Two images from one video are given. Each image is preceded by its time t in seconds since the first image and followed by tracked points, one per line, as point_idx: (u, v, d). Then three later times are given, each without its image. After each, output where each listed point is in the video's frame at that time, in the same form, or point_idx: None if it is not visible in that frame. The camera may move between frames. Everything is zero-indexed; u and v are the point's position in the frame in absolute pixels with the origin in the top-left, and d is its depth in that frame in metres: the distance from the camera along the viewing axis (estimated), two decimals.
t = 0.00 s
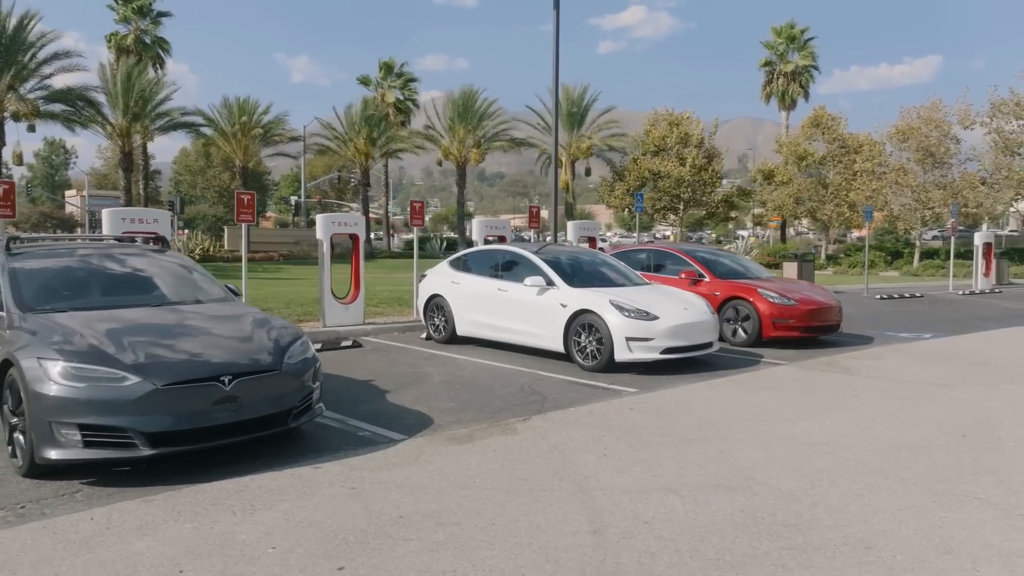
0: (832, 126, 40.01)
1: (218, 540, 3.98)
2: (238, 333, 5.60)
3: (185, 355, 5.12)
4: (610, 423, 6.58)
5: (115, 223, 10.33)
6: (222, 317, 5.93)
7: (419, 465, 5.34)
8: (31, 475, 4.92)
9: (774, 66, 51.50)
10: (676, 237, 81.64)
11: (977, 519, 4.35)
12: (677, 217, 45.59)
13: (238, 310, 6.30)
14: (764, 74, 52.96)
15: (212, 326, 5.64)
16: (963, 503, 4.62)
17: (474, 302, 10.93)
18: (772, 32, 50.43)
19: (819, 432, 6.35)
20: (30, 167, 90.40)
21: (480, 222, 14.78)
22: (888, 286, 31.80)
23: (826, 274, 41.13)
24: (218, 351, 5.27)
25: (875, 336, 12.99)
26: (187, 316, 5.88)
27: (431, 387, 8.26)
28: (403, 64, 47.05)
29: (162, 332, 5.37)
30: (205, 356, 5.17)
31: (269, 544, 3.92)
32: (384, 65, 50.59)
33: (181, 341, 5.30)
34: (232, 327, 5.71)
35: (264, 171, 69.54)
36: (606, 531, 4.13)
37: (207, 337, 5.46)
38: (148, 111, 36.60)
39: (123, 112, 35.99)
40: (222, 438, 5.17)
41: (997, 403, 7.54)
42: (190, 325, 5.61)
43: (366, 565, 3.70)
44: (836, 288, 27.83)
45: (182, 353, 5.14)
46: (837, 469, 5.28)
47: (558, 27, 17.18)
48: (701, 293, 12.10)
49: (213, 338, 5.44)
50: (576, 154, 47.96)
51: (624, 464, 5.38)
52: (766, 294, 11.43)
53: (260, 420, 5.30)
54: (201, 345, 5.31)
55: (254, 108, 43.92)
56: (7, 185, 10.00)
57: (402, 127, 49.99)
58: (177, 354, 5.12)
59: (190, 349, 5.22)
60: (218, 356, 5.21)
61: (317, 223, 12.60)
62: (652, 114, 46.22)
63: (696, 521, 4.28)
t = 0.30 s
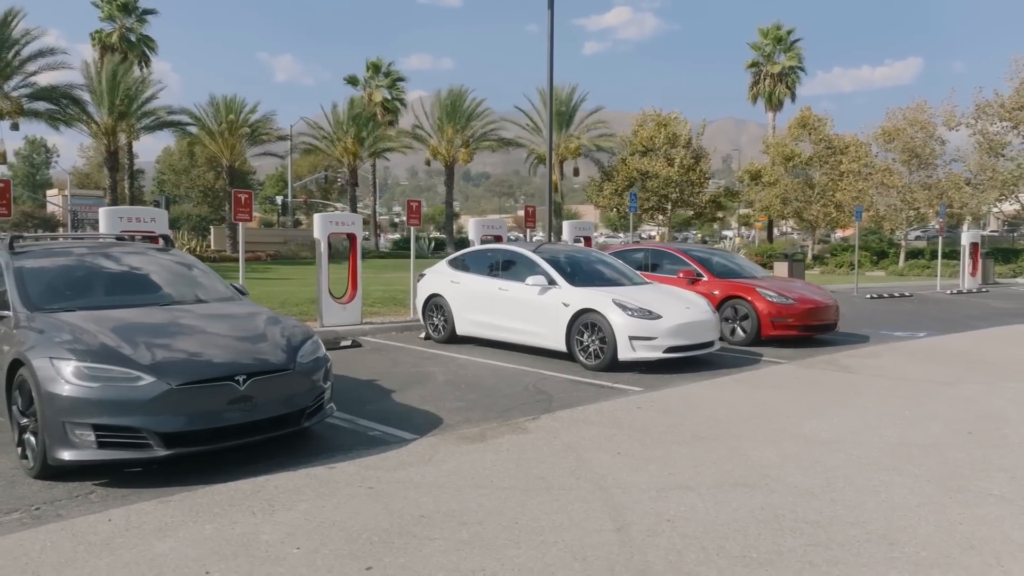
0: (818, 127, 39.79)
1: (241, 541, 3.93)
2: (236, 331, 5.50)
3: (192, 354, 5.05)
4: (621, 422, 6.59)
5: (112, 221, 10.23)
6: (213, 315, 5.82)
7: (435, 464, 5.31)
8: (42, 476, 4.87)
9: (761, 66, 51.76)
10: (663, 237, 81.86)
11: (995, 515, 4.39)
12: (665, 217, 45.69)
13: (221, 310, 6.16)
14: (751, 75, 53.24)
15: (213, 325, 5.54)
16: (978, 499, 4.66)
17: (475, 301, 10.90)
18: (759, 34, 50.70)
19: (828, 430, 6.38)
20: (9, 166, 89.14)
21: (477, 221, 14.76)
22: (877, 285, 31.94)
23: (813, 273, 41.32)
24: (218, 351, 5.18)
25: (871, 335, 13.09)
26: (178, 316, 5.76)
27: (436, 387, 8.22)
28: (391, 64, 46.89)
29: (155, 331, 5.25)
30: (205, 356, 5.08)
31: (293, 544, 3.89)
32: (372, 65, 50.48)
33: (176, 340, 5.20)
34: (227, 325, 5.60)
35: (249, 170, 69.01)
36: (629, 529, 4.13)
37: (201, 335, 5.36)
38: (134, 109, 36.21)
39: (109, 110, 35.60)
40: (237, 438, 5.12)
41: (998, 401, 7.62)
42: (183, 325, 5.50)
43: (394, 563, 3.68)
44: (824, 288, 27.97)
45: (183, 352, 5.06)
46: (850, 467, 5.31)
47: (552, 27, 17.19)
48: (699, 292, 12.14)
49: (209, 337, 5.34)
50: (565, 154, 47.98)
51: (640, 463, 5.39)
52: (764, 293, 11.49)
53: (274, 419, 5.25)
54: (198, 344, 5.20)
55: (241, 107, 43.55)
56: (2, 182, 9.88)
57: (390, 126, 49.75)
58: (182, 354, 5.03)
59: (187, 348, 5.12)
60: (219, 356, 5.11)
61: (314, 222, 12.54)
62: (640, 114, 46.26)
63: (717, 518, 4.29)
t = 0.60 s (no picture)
0: (805, 128, 39.00)
1: (265, 542, 3.90)
2: (233, 331, 5.40)
3: (200, 354, 4.97)
4: (631, 420, 6.60)
5: (110, 220, 10.12)
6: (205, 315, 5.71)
7: (451, 464, 5.29)
8: (55, 478, 4.82)
9: (748, 67, 52.02)
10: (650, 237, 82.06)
11: (1012, 511, 4.43)
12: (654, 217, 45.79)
13: (209, 310, 6.03)
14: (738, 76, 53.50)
15: (210, 325, 5.45)
16: (993, 495, 4.71)
17: (475, 300, 10.88)
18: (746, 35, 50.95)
19: (837, 427, 6.42)
20: None
21: (473, 221, 14.73)
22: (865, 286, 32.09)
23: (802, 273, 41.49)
24: (221, 350, 5.09)
25: (866, 334, 13.21)
26: (180, 315, 5.68)
27: (442, 386, 8.20)
28: (379, 63, 46.69)
29: (161, 330, 5.18)
30: (206, 355, 4.98)
31: (318, 545, 3.86)
32: (360, 64, 50.28)
33: (178, 339, 5.11)
34: (222, 324, 5.50)
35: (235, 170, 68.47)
36: (653, 527, 4.13)
37: (196, 334, 5.26)
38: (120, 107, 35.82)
39: (94, 109, 35.20)
40: (252, 439, 5.09)
41: (999, 398, 7.71)
42: (176, 324, 5.40)
43: (422, 563, 3.67)
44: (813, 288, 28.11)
45: (186, 352, 4.98)
46: (864, 464, 5.35)
47: (546, 27, 17.20)
48: (697, 291, 12.20)
49: (205, 336, 5.24)
50: (553, 154, 48.00)
51: (655, 461, 5.40)
52: (763, 293, 11.54)
53: (289, 420, 5.21)
54: (194, 344, 5.10)
55: (228, 105, 43.17)
56: None
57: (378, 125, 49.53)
58: (187, 355, 4.95)
59: (197, 348, 5.05)
60: (222, 356, 5.03)
61: (311, 222, 12.48)
62: (628, 114, 46.27)
63: (739, 516, 4.31)
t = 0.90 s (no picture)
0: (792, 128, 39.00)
1: (293, 543, 3.87)
2: (234, 330, 5.31)
3: (211, 354, 4.91)
4: (642, 419, 6.61)
5: (106, 218, 9.99)
6: (205, 314, 5.63)
7: (468, 463, 5.28)
8: (71, 479, 4.77)
9: (733, 68, 52.31)
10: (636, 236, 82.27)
11: None
12: (641, 216, 45.93)
13: (208, 309, 5.94)
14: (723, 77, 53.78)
15: (212, 324, 5.37)
16: (1008, 491, 4.76)
17: (475, 299, 10.86)
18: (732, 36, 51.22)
19: (846, 426, 6.47)
20: None
21: (470, 220, 14.72)
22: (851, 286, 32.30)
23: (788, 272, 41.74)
24: (238, 348, 5.06)
25: (860, 333, 13.34)
26: (191, 314, 5.62)
27: (448, 386, 8.17)
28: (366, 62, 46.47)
29: (174, 330, 5.12)
30: (224, 354, 4.94)
31: (347, 546, 3.84)
32: (346, 62, 50.03)
33: (193, 338, 5.05)
34: (226, 323, 5.43)
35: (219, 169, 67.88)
36: (680, 526, 4.14)
37: (201, 333, 5.18)
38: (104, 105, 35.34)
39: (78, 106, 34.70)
40: (270, 439, 5.04)
41: (999, 396, 7.80)
42: (178, 323, 5.31)
43: (454, 563, 3.66)
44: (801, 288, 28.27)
45: (202, 352, 4.93)
46: (878, 461, 5.39)
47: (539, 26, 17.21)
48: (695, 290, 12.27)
49: (211, 334, 5.16)
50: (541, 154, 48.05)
51: (672, 460, 5.41)
52: (762, 292, 11.62)
53: (306, 420, 5.17)
54: (203, 343, 5.03)
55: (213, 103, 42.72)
56: None
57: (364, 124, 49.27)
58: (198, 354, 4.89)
59: (212, 347, 4.99)
60: (239, 355, 4.98)
61: (309, 221, 12.41)
62: (615, 114, 46.36)
63: (764, 514, 4.33)
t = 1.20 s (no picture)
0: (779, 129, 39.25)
1: (319, 543, 3.85)
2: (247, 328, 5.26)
3: (226, 353, 4.87)
4: (651, 418, 6.63)
5: (104, 217, 9.90)
6: (216, 313, 5.57)
7: (484, 463, 5.26)
8: (85, 480, 4.72)
9: (720, 69, 52.54)
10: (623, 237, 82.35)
11: None
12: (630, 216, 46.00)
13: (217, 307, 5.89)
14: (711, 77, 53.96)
15: (222, 322, 5.33)
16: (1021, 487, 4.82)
17: (476, 299, 10.84)
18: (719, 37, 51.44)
19: (855, 424, 6.51)
20: None
21: (467, 220, 14.67)
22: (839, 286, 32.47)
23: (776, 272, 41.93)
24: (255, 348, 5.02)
25: (855, 332, 13.45)
26: (202, 313, 5.56)
27: (453, 386, 8.15)
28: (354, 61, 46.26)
29: (188, 329, 5.07)
30: (241, 354, 4.89)
31: (373, 546, 3.82)
32: (334, 61, 49.77)
33: (207, 338, 5.01)
34: (240, 322, 5.38)
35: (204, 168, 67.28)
36: (703, 524, 4.15)
37: (216, 332, 5.13)
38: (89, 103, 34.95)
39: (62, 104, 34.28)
40: (285, 440, 5.00)
41: (999, 393, 7.89)
42: (191, 323, 5.25)
43: (483, 562, 3.65)
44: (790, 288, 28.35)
45: (218, 352, 4.88)
46: (890, 459, 5.43)
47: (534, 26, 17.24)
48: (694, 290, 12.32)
49: (226, 333, 5.11)
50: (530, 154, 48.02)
51: (687, 458, 5.43)
52: (760, 291, 11.69)
53: (321, 419, 5.13)
54: (218, 343, 4.97)
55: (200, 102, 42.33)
56: None
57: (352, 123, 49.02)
58: (213, 354, 4.85)
59: (227, 347, 4.95)
60: (256, 354, 4.94)
61: (306, 221, 12.36)
62: (604, 115, 46.41)
63: (786, 511, 4.35)
